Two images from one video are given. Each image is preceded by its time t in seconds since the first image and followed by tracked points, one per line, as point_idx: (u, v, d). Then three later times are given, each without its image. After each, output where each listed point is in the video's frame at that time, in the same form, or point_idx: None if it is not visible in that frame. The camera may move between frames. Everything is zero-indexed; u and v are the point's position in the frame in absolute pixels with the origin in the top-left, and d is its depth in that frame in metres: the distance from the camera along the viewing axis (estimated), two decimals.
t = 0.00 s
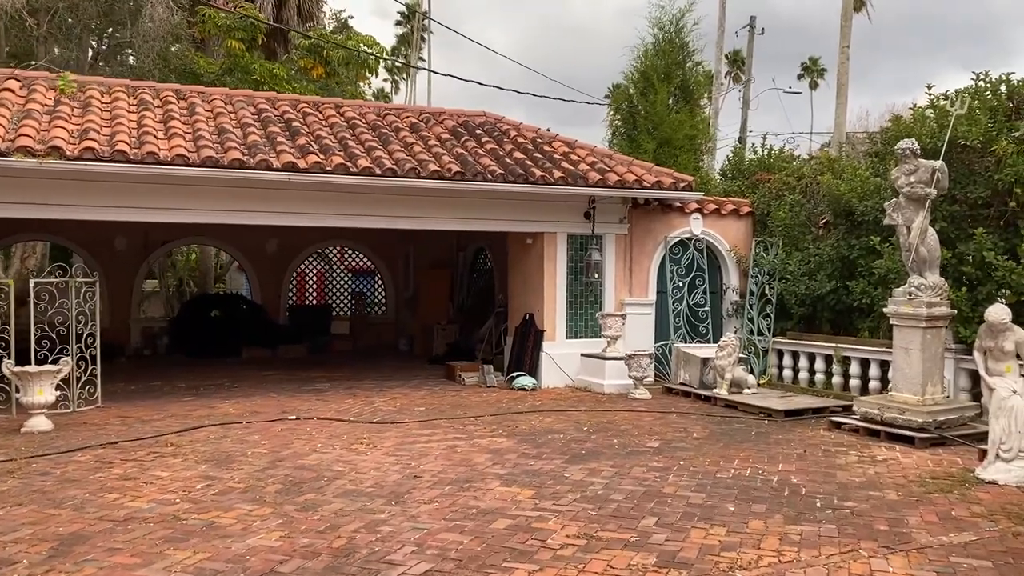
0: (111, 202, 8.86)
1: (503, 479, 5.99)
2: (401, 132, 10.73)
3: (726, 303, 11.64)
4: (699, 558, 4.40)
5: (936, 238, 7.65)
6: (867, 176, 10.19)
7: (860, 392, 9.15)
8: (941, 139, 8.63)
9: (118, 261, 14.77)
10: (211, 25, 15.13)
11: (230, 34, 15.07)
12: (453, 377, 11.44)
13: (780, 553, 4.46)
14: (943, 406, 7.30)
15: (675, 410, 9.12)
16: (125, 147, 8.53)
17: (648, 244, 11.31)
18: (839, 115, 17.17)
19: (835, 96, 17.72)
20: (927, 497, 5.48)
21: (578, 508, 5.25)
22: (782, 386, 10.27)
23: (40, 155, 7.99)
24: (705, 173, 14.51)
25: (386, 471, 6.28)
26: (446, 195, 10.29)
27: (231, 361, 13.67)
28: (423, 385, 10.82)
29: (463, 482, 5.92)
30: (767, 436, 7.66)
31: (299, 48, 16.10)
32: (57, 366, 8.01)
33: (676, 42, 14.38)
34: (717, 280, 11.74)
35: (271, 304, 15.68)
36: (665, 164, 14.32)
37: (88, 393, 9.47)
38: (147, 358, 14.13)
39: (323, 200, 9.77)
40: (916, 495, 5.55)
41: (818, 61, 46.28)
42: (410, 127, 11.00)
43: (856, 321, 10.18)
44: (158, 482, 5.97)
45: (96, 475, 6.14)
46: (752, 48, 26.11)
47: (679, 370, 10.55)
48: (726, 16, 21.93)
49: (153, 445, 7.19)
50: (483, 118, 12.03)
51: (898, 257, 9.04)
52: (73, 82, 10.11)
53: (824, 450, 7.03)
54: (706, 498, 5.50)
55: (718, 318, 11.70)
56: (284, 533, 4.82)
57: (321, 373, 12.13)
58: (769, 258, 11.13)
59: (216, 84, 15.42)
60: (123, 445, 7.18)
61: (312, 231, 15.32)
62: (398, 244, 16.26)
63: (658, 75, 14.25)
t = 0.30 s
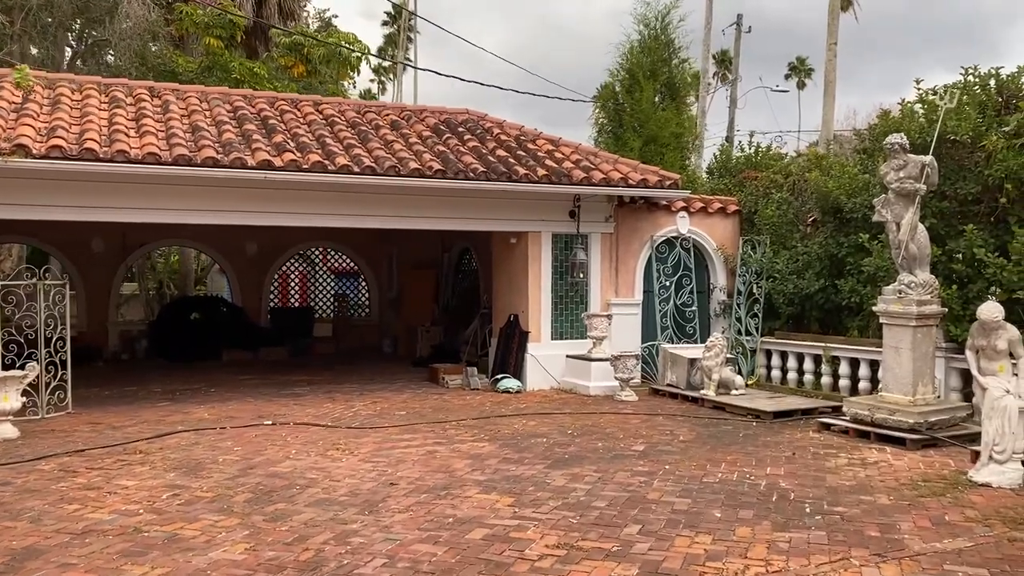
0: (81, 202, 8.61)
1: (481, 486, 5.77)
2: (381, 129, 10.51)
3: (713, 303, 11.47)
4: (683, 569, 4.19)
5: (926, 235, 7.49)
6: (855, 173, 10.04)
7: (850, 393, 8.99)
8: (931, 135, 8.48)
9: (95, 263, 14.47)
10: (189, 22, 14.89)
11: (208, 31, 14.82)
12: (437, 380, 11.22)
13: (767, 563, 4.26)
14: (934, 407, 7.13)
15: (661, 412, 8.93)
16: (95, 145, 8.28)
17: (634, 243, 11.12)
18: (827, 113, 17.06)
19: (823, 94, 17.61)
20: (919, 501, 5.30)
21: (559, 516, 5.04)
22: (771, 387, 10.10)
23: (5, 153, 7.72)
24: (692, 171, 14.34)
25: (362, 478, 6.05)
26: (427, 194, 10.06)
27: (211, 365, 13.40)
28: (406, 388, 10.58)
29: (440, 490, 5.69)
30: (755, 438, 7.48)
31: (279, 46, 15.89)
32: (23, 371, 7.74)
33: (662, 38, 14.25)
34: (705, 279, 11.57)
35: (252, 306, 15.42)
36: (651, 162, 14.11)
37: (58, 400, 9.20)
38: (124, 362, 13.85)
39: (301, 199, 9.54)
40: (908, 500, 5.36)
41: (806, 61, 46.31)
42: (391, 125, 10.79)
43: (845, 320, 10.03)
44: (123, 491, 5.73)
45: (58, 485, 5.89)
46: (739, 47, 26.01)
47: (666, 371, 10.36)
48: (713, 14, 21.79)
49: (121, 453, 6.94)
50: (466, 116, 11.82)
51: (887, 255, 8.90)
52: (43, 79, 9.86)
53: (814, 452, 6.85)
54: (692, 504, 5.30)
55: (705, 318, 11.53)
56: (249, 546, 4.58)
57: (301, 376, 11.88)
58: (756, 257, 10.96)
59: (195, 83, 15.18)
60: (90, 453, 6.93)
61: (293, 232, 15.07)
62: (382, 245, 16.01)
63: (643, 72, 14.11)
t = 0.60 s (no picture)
0: (42, 204, 8.31)
1: (454, 497, 5.54)
2: (357, 129, 10.27)
3: (696, 304, 11.30)
4: None
5: (911, 234, 7.33)
6: (839, 172, 9.90)
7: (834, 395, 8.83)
8: (915, 132, 8.34)
9: (66, 267, 14.12)
10: (163, 20, 14.58)
11: (181, 30, 14.48)
12: (415, 385, 10.97)
13: None
14: (920, 410, 6.97)
15: (643, 417, 8.73)
16: (56, 145, 7.99)
17: (615, 244, 10.93)
18: (810, 112, 16.96)
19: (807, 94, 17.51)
20: (907, 510, 5.12)
21: (533, 530, 4.81)
22: (755, 390, 9.94)
23: None
24: (675, 171, 14.18)
25: (330, 490, 5.81)
26: (404, 195, 9.83)
27: (186, 371, 13.10)
28: (383, 393, 10.33)
29: (411, 502, 5.46)
30: (738, 443, 7.29)
31: (255, 45, 15.62)
32: None
33: (644, 37, 14.10)
34: (687, 280, 11.39)
35: (228, 310, 15.11)
36: (634, 162, 13.92)
37: (22, 409, 8.89)
38: (96, 369, 13.51)
39: (273, 200, 9.28)
40: (896, 508, 5.18)
41: (789, 61, 46.35)
42: (367, 124, 10.54)
43: (830, 321, 9.88)
44: (78, 507, 5.46)
45: (10, 500, 5.61)
46: (723, 47, 25.92)
47: (648, 374, 10.17)
48: (696, 13, 21.66)
49: (81, 465, 6.66)
50: (444, 115, 11.59)
51: (872, 255, 8.75)
52: (6, 77, 9.55)
53: (798, 458, 6.67)
54: (672, 515, 5.09)
55: (688, 320, 11.36)
56: (205, 566, 4.33)
57: (277, 382, 11.60)
58: (740, 258, 10.80)
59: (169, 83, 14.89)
60: (48, 465, 6.64)
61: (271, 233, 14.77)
62: (362, 247, 15.73)
63: (625, 70, 13.95)
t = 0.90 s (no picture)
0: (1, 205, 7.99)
1: (426, 509, 5.31)
2: (330, 128, 10.02)
3: (678, 306, 11.13)
4: None
5: (895, 234, 7.19)
6: (822, 171, 9.77)
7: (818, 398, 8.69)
8: (899, 130, 8.22)
9: (34, 270, 13.75)
10: (133, 17, 14.25)
11: (152, 27, 14.18)
12: (392, 389, 10.72)
13: None
14: (905, 413, 6.82)
15: (624, 421, 8.55)
16: (15, 143, 7.69)
17: (596, 245, 10.75)
18: (792, 111, 16.88)
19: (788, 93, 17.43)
20: (894, 518, 4.95)
21: (507, 544, 4.61)
22: (738, 392, 9.78)
23: None
24: (657, 171, 14.03)
25: (297, 503, 5.56)
26: (379, 195, 9.59)
27: (157, 376, 12.79)
28: (358, 398, 10.07)
29: (381, 514, 5.22)
30: (721, 449, 7.12)
31: (228, 43, 15.33)
32: None
33: (624, 35, 13.96)
34: (669, 282, 11.23)
35: (203, 314, 14.78)
36: (614, 162, 13.76)
37: None
38: (65, 374, 13.14)
39: (243, 201, 9.01)
40: (882, 516, 5.01)
41: (770, 63, 46.45)
42: (341, 123, 10.30)
43: (812, 322, 9.75)
44: (29, 523, 5.18)
45: None
46: (704, 47, 25.85)
47: (629, 377, 9.98)
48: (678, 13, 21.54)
49: (38, 477, 6.37)
50: (421, 114, 11.37)
51: (856, 255, 8.63)
52: None
53: (782, 464, 6.50)
54: (652, 526, 4.90)
55: (670, 322, 11.19)
56: None
57: (251, 387, 11.31)
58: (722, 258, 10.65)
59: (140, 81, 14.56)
60: (3, 477, 6.35)
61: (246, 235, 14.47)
62: (340, 248, 15.46)
63: (606, 69, 13.80)
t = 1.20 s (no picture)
0: None
1: (396, 519, 5.06)
2: (303, 124, 9.75)
3: (659, 306, 10.97)
4: None
5: (880, 232, 7.05)
6: (803, 169, 9.65)
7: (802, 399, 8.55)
8: (883, 127, 8.10)
9: None
10: (102, 12, 13.87)
11: (121, 22, 13.81)
12: (368, 393, 10.46)
13: None
14: (890, 415, 6.68)
15: (605, 424, 8.35)
16: None
17: (576, 244, 10.56)
18: (772, 111, 16.80)
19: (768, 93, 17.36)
20: (882, 525, 4.78)
21: (481, 556, 4.38)
22: (719, 393, 9.62)
23: None
24: (637, 170, 13.87)
25: (262, 514, 5.30)
26: (353, 194, 9.33)
27: (127, 380, 12.44)
28: (332, 402, 9.81)
29: (349, 525, 4.98)
30: (703, 452, 6.94)
31: (201, 40, 14.96)
32: None
33: (604, 33, 13.81)
34: (650, 282, 11.06)
35: (175, 316, 14.42)
36: (594, 161, 13.60)
37: None
38: (31, 379, 12.74)
39: (212, 199, 8.72)
40: (870, 523, 4.84)
41: (750, 64, 46.59)
42: (315, 119, 10.04)
43: (794, 322, 9.61)
44: None
45: None
46: (683, 46, 25.78)
47: (610, 379, 9.79)
48: (658, 12, 21.40)
49: None
50: (397, 110, 11.13)
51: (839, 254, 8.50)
52: None
53: (765, 467, 6.32)
54: (632, 535, 4.69)
55: (651, 322, 11.02)
56: None
57: (222, 391, 11.01)
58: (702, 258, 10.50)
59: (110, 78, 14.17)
60: None
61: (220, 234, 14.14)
62: (316, 249, 15.18)
63: (585, 67, 13.64)
